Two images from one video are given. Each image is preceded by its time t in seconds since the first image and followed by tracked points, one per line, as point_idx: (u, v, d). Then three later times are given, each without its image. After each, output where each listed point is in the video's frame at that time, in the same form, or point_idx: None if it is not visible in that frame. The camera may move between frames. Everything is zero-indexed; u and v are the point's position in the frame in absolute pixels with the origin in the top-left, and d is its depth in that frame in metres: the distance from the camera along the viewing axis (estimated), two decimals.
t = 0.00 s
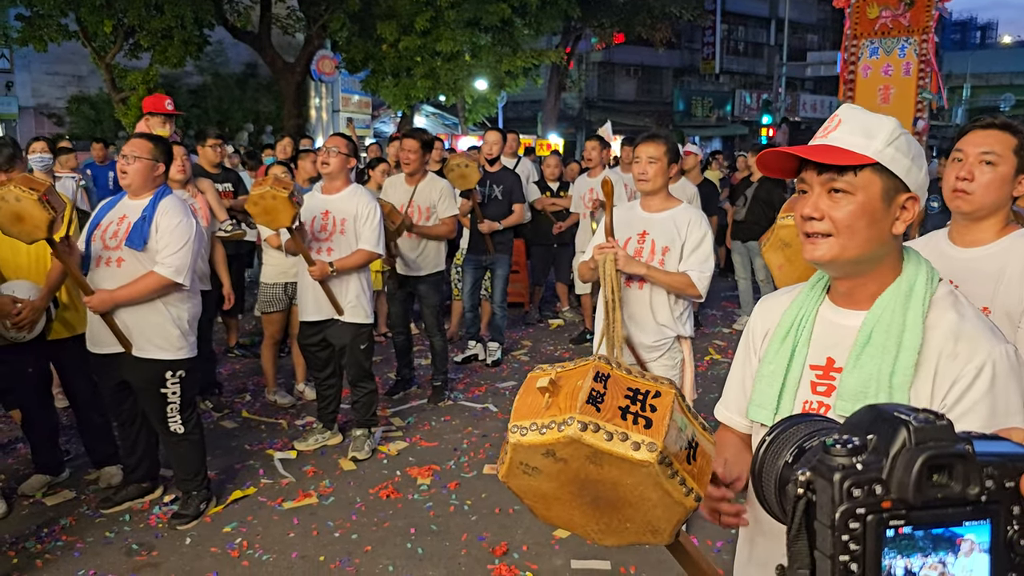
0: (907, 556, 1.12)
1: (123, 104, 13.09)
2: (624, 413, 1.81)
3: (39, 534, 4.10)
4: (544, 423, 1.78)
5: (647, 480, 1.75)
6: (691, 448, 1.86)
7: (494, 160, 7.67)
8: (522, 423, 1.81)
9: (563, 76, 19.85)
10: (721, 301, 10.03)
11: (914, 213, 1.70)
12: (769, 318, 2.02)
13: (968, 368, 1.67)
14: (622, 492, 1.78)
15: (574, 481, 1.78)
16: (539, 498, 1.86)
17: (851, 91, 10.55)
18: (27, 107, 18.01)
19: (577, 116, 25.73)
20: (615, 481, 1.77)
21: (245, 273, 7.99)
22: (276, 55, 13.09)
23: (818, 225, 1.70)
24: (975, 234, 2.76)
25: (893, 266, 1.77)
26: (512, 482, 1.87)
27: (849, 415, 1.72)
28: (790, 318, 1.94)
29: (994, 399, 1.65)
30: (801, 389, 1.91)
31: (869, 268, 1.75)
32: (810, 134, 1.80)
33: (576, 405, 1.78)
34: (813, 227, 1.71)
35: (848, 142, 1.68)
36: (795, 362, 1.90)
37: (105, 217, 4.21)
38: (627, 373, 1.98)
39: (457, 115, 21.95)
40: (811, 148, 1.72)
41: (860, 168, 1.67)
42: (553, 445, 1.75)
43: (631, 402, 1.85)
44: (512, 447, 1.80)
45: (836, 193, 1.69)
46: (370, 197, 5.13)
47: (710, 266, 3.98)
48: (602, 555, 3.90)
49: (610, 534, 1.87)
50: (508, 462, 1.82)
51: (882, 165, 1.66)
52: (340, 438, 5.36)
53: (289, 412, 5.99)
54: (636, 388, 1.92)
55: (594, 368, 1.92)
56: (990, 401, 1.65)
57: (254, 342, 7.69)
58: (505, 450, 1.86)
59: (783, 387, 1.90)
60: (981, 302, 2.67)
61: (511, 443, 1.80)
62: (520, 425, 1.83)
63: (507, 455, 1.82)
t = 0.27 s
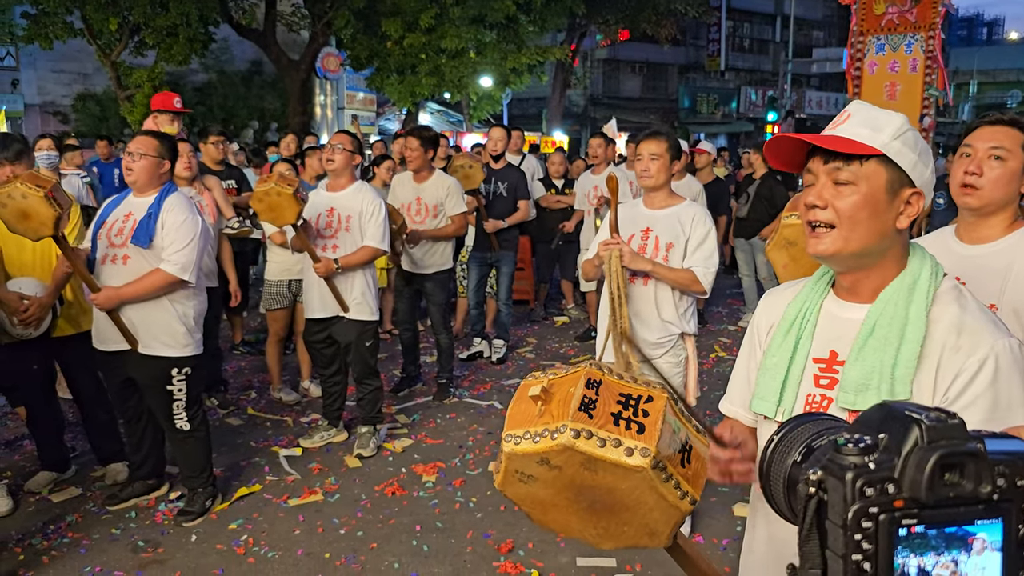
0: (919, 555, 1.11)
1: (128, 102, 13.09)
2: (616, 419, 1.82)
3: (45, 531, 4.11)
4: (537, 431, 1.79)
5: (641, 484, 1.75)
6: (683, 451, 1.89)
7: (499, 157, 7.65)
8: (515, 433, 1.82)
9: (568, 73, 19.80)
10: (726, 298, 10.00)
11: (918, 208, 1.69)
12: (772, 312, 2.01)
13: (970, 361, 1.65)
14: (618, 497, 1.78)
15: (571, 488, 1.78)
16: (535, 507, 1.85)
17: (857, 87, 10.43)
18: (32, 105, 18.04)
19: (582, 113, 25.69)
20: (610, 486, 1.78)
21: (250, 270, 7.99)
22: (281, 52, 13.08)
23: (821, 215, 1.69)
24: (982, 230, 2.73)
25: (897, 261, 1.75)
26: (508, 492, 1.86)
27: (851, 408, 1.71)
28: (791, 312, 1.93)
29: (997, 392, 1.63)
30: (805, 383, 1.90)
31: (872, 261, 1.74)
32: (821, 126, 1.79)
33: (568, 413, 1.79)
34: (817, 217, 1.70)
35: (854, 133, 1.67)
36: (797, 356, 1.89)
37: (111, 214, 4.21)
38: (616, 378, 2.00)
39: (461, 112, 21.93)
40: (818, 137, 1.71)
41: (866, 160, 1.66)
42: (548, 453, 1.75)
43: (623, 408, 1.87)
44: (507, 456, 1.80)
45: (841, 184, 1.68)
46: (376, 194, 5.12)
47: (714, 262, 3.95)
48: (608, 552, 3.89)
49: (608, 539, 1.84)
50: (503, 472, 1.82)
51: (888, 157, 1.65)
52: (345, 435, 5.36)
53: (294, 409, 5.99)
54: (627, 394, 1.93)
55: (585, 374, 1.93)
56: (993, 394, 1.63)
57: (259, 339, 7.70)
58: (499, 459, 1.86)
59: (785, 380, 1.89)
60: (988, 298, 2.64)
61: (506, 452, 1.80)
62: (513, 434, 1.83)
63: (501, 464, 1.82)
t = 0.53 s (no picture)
0: (926, 551, 1.10)
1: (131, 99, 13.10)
2: (625, 409, 1.86)
3: (49, 527, 4.11)
4: (545, 416, 1.83)
5: (646, 474, 1.80)
6: (690, 444, 1.93)
7: (501, 155, 7.64)
8: (525, 417, 1.86)
9: (571, 70, 19.77)
10: (730, 296, 9.98)
11: (932, 205, 1.68)
12: (779, 307, 2.00)
13: (976, 360, 1.64)
14: (622, 486, 1.82)
15: (576, 474, 1.82)
16: (539, 490, 1.89)
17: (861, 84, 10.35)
18: (35, 103, 18.10)
19: (585, 111, 25.64)
20: (615, 475, 1.82)
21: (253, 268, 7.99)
22: (283, 50, 13.07)
23: (834, 209, 1.68)
24: (985, 228, 2.72)
25: (907, 258, 1.73)
26: (514, 475, 1.90)
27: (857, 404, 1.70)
28: (798, 308, 1.92)
29: (1002, 393, 1.62)
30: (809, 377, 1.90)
31: (882, 257, 1.72)
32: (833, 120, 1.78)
33: (579, 400, 1.84)
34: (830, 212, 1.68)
35: (869, 129, 1.65)
36: (803, 350, 1.88)
37: (113, 212, 4.21)
38: (626, 369, 2.04)
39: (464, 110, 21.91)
40: (833, 131, 1.70)
41: (881, 155, 1.65)
42: (556, 438, 1.79)
43: (631, 398, 1.92)
44: (515, 439, 1.84)
45: (855, 179, 1.66)
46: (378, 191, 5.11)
47: (716, 259, 3.94)
48: (611, 549, 3.88)
49: (610, 527, 1.88)
50: (510, 455, 1.86)
51: (902, 151, 1.63)
52: (348, 432, 5.36)
53: (297, 406, 5.99)
54: (635, 385, 1.98)
55: (596, 362, 1.98)
56: (998, 395, 1.62)
57: (262, 336, 7.70)
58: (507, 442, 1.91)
59: (789, 374, 1.88)
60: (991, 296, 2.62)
61: (513, 435, 1.85)
62: (523, 418, 1.88)
63: (509, 447, 1.86)
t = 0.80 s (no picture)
0: (933, 551, 1.08)
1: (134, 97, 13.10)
2: (629, 403, 1.80)
3: (52, 525, 4.13)
4: (549, 410, 1.77)
5: (650, 470, 1.73)
6: (696, 440, 1.85)
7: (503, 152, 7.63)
8: (528, 411, 1.81)
9: (574, 68, 19.75)
10: (732, 293, 9.97)
11: (939, 203, 1.68)
12: (785, 305, 2.01)
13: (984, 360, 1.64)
14: (627, 480, 1.76)
15: (579, 469, 1.76)
16: (545, 484, 1.83)
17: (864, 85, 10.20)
18: (39, 101, 18.15)
19: (588, 109, 25.62)
20: (619, 470, 1.76)
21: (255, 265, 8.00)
22: (286, 48, 13.07)
23: (842, 208, 1.67)
24: (987, 225, 2.71)
25: (915, 256, 1.75)
26: (519, 469, 1.85)
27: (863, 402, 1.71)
28: (803, 305, 1.93)
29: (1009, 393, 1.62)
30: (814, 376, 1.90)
31: (885, 256, 1.72)
32: (841, 117, 1.77)
33: (582, 395, 1.77)
34: (837, 210, 1.68)
35: (878, 126, 1.65)
36: (808, 349, 1.89)
37: (116, 209, 4.21)
38: (633, 363, 1.97)
39: (467, 108, 21.91)
40: (842, 128, 1.69)
41: (890, 153, 1.65)
42: (559, 433, 1.73)
43: (636, 393, 1.84)
44: (518, 434, 1.78)
45: (863, 177, 1.67)
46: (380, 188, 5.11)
47: (718, 255, 3.94)
48: (613, 548, 3.88)
49: (614, 522, 1.84)
50: (513, 449, 1.81)
51: (910, 148, 1.63)
52: (350, 430, 5.36)
53: (299, 404, 6.00)
54: (641, 378, 1.91)
55: (600, 356, 1.92)
56: (1005, 394, 1.62)
57: (264, 334, 7.71)
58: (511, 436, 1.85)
59: (794, 372, 1.89)
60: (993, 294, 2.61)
61: (517, 429, 1.79)
62: (526, 412, 1.82)
63: (512, 441, 1.81)
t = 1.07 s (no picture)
0: (931, 546, 1.09)
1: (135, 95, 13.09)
2: (622, 404, 1.78)
3: (52, 522, 4.12)
4: (543, 411, 1.76)
5: (643, 471, 1.73)
6: (688, 439, 1.84)
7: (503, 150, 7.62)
8: (522, 411, 1.80)
9: (574, 66, 19.73)
10: (732, 291, 9.96)
11: (947, 201, 1.67)
12: (788, 303, 2.00)
13: (990, 361, 1.65)
14: (620, 481, 1.76)
15: (573, 470, 1.76)
16: (540, 482, 1.84)
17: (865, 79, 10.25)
18: (39, 99, 18.19)
19: (589, 107, 25.60)
20: (613, 470, 1.76)
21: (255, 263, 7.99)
22: (286, 46, 13.06)
23: (849, 206, 1.66)
24: (985, 222, 2.70)
25: (921, 253, 1.74)
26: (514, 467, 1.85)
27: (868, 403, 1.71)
28: (807, 304, 1.92)
29: (1014, 393, 1.64)
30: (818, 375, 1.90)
31: (887, 254, 1.71)
32: (847, 113, 1.75)
33: (575, 396, 1.76)
34: (844, 208, 1.67)
35: (887, 123, 1.64)
36: (812, 348, 1.89)
37: (116, 207, 4.21)
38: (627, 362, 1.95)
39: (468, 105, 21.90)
40: (849, 125, 1.68)
41: (898, 151, 1.63)
42: (553, 435, 1.72)
43: (629, 393, 1.82)
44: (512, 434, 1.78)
45: (870, 175, 1.65)
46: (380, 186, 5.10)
47: (718, 253, 3.93)
48: (614, 545, 3.88)
49: (610, 520, 1.85)
50: (508, 449, 1.81)
51: (919, 147, 1.62)
52: (350, 427, 5.36)
53: (300, 402, 6.00)
54: (635, 379, 1.89)
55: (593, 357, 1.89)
56: (1010, 395, 1.64)
57: (264, 332, 7.71)
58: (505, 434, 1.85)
59: (798, 372, 1.89)
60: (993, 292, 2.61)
61: (511, 430, 1.78)
62: (520, 412, 1.81)
63: (507, 441, 1.80)
